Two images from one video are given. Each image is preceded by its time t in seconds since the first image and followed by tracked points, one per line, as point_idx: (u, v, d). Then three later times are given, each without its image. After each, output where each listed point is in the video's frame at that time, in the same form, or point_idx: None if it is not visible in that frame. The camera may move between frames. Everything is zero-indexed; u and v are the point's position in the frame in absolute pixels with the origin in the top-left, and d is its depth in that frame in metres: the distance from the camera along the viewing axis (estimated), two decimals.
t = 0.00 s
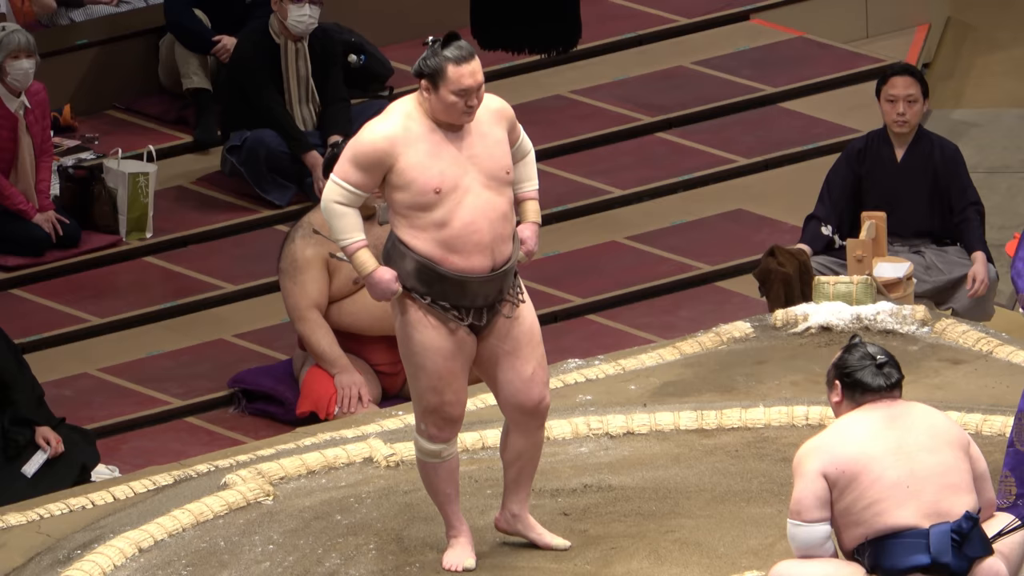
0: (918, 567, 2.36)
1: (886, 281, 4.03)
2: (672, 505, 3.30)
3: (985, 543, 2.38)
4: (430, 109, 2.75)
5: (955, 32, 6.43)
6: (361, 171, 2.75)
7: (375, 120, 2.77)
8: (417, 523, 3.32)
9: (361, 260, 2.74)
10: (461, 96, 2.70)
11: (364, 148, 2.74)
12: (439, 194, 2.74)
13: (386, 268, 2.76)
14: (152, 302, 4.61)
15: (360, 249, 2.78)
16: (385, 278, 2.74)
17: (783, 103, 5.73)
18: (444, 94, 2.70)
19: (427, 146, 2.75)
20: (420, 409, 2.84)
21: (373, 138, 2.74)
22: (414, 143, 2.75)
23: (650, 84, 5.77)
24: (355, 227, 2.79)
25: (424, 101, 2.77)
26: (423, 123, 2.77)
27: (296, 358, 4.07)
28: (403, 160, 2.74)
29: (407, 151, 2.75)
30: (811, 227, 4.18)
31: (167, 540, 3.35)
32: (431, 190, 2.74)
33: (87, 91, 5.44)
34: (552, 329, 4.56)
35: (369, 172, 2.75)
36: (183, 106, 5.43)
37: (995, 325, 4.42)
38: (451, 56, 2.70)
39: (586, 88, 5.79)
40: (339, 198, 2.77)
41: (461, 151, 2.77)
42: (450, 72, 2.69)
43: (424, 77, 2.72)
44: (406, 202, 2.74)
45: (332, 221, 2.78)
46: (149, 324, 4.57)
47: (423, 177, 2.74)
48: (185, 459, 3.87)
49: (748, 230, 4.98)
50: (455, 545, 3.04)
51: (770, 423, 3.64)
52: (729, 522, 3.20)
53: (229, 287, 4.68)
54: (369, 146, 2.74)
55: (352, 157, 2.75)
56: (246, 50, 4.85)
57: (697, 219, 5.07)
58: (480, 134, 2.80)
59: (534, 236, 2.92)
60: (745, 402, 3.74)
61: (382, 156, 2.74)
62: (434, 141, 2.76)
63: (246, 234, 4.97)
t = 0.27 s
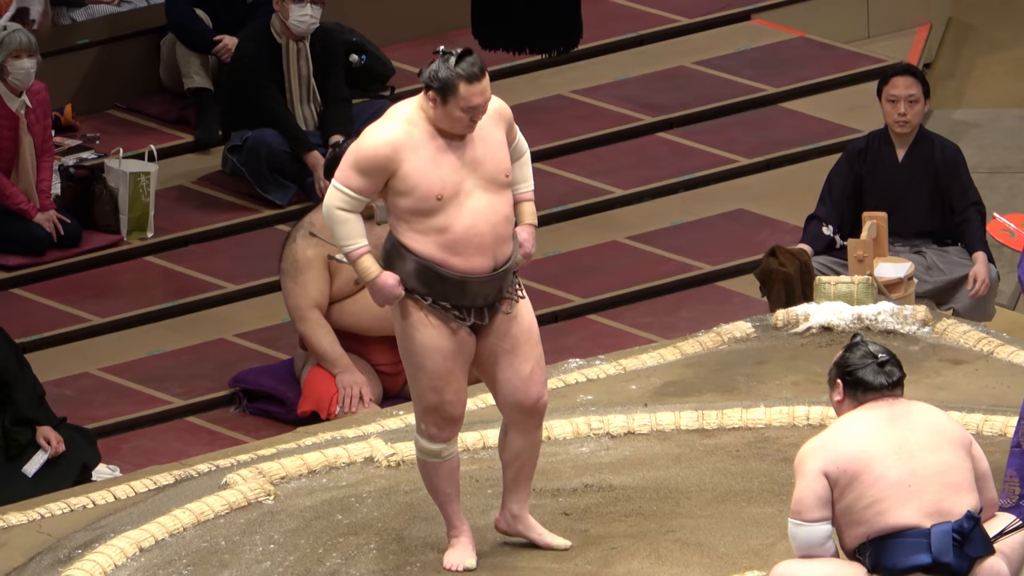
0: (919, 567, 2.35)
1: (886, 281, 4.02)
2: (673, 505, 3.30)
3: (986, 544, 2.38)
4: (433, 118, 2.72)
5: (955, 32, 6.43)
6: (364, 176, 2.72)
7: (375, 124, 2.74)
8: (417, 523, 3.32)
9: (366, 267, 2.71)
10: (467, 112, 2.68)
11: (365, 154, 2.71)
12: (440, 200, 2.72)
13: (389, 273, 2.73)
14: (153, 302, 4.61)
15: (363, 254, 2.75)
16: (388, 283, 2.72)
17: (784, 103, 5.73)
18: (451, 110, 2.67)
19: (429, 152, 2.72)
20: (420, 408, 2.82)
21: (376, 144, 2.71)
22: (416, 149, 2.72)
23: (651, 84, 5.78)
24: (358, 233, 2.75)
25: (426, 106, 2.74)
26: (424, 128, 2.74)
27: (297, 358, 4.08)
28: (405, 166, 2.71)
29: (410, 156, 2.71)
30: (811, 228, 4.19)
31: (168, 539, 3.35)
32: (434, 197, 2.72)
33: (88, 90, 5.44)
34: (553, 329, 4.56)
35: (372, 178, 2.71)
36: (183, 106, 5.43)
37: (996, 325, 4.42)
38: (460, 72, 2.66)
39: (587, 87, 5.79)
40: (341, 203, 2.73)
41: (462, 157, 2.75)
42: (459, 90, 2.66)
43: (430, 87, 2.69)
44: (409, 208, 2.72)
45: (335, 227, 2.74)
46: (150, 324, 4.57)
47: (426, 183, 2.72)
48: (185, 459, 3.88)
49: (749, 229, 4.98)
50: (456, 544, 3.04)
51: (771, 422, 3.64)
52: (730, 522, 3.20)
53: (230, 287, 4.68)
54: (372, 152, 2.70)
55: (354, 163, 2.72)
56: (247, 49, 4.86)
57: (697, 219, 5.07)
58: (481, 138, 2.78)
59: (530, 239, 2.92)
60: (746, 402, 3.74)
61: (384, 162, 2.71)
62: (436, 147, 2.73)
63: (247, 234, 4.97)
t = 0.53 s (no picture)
0: (919, 565, 2.35)
1: (886, 279, 4.01)
2: (672, 502, 3.29)
3: (987, 542, 2.38)
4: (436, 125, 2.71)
5: (956, 29, 6.42)
6: (364, 177, 2.70)
7: (375, 125, 2.72)
8: (417, 520, 3.32)
9: (366, 267, 2.70)
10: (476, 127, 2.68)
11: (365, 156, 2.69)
12: (440, 202, 2.72)
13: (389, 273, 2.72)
14: (152, 298, 4.61)
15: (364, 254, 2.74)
16: (389, 282, 2.71)
17: (783, 100, 5.73)
18: (461, 124, 2.67)
19: (429, 156, 2.72)
20: (419, 405, 2.81)
21: (377, 145, 2.69)
22: (417, 152, 2.71)
23: (650, 81, 5.77)
24: (359, 233, 2.74)
25: (426, 109, 2.73)
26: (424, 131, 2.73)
27: (296, 355, 4.08)
28: (406, 168, 2.71)
29: (411, 159, 2.70)
30: (811, 225, 4.20)
31: (167, 536, 3.35)
32: (433, 200, 2.71)
33: (88, 87, 5.45)
34: (552, 326, 4.56)
35: (372, 180, 2.70)
36: (183, 103, 5.43)
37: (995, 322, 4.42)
38: (473, 88, 2.65)
39: (587, 84, 5.79)
40: (340, 204, 2.72)
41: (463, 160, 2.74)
42: (472, 106, 2.65)
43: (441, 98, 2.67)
44: (408, 211, 2.71)
45: (335, 228, 2.73)
46: (149, 321, 4.57)
47: (426, 186, 2.71)
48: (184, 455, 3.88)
49: (749, 227, 4.98)
50: (456, 541, 3.04)
51: (770, 419, 3.64)
52: (729, 520, 3.19)
53: (230, 284, 4.68)
54: (373, 153, 2.69)
55: (353, 163, 2.70)
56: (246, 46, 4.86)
57: (697, 216, 5.07)
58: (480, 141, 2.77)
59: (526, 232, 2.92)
60: (745, 399, 3.74)
61: (384, 165, 2.70)
62: (436, 149, 2.72)
63: (246, 231, 4.97)
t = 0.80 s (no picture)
0: (919, 560, 2.35)
1: (886, 275, 4.02)
2: (672, 498, 3.29)
3: (986, 538, 2.38)
4: (440, 123, 2.69)
5: (956, 25, 6.42)
6: (366, 173, 2.69)
7: (377, 122, 2.71)
8: (417, 516, 3.32)
9: (369, 262, 2.68)
10: (479, 124, 2.67)
11: (368, 154, 2.68)
12: (443, 200, 2.71)
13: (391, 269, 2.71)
14: (152, 294, 4.62)
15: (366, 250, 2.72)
16: (391, 277, 2.70)
17: (783, 96, 5.72)
18: (465, 121, 2.66)
19: (433, 153, 2.70)
20: (421, 401, 2.79)
21: (380, 141, 2.68)
22: (421, 149, 2.70)
23: (650, 77, 5.77)
24: (362, 229, 2.73)
25: (430, 106, 2.72)
26: (426, 128, 2.72)
27: (296, 351, 4.08)
28: (409, 165, 2.69)
29: (414, 156, 2.69)
30: (811, 221, 4.21)
31: (166, 532, 3.35)
32: (435, 197, 2.70)
33: (88, 82, 5.45)
34: (552, 321, 4.56)
35: (375, 177, 2.69)
36: (183, 99, 5.43)
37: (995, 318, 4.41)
38: (477, 85, 2.64)
39: (587, 80, 5.79)
40: (343, 199, 2.70)
41: (466, 157, 2.73)
42: (476, 103, 2.64)
43: (444, 95, 2.66)
44: (410, 207, 2.70)
45: (337, 223, 2.71)
46: (149, 317, 4.58)
47: (429, 183, 2.70)
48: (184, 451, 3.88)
49: (749, 223, 4.98)
50: (455, 537, 3.04)
51: (770, 415, 3.64)
52: (728, 516, 3.19)
53: (229, 279, 4.68)
54: (376, 149, 2.68)
55: (356, 159, 2.69)
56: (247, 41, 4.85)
57: (697, 212, 5.07)
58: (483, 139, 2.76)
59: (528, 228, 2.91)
60: (745, 395, 3.74)
61: (388, 162, 2.68)
62: (439, 147, 2.71)
63: (245, 227, 4.97)
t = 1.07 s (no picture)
0: (921, 554, 2.36)
1: (883, 268, 4.03)
2: (669, 491, 3.29)
3: (989, 531, 2.37)
4: (450, 114, 2.74)
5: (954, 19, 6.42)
6: (380, 168, 2.72)
7: (388, 115, 2.75)
8: (414, 510, 3.32)
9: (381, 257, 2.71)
10: (488, 114, 2.72)
11: (381, 147, 2.71)
12: (454, 192, 2.75)
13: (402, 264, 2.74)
14: (149, 288, 4.62)
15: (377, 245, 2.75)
16: (401, 272, 2.73)
17: (781, 90, 5.73)
18: (475, 110, 2.71)
19: (444, 146, 2.75)
20: (424, 392, 2.83)
21: (392, 135, 2.72)
22: (432, 141, 2.74)
23: (647, 71, 5.77)
24: (373, 224, 2.75)
25: (440, 98, 2.76)
26: (436, 120, 2.76)
27: (294, 344, 4.07)
28: (421, 158, 2.73)
29: (425, 149, 2.73)
30: (809, 214, 4.21)
31: (164, 526, 3.35)
32: (447, 190, 2.75)
33: (86, 76, 5.45)
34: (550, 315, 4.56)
35: (388, 170, 2.72)
36: (181, 93, 5.43)
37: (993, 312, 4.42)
38: (488, 75, 2.70)
39: (585, 74, 5.79)
40: (355, 194, 2.72)
41: (475, 149, 2.78)
42: (487, 93, 2.69)
43: (455, 85, 2.71)
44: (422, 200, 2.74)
45: (348, 219, 2.73)
46: (147, 311, 4.58)
47: (441, 176, 2.74)
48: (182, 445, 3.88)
49: (746, 217, 4.98)
50: (453, 531, 3.05)
51: (767, 409, 3.64)
52: (726, 510, 3.19)
53: (227, 274, 4.68)
54: (389, 143, 2.71)
55: (368, 153, 2.72)
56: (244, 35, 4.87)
57: (695, 206, 5.08)
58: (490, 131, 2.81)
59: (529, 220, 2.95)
60: (742, 389, 3.74)
61: (400, 155, 2.72)
62: (449, 139, 2.75)
63: (242, 221, 4.97)
